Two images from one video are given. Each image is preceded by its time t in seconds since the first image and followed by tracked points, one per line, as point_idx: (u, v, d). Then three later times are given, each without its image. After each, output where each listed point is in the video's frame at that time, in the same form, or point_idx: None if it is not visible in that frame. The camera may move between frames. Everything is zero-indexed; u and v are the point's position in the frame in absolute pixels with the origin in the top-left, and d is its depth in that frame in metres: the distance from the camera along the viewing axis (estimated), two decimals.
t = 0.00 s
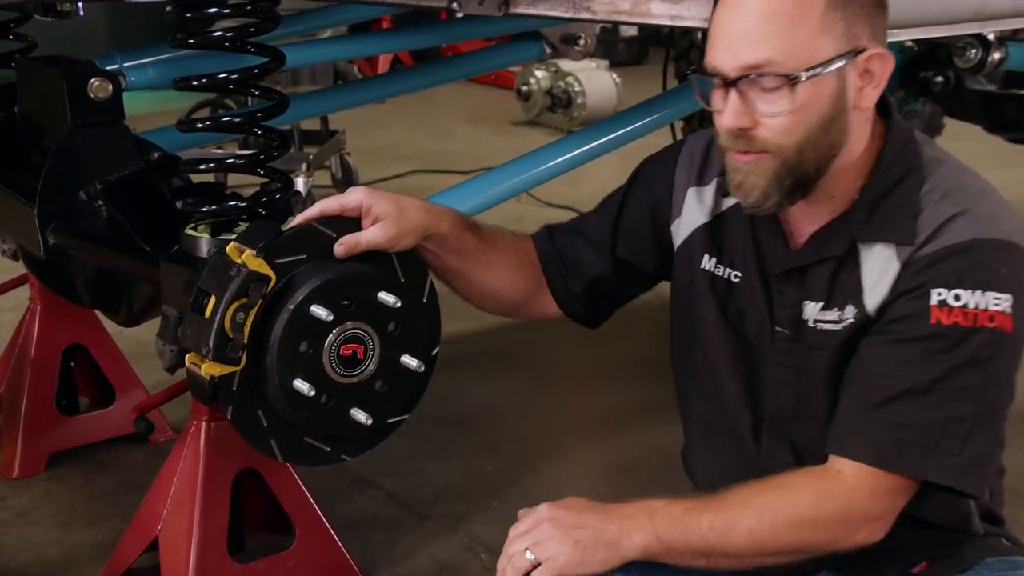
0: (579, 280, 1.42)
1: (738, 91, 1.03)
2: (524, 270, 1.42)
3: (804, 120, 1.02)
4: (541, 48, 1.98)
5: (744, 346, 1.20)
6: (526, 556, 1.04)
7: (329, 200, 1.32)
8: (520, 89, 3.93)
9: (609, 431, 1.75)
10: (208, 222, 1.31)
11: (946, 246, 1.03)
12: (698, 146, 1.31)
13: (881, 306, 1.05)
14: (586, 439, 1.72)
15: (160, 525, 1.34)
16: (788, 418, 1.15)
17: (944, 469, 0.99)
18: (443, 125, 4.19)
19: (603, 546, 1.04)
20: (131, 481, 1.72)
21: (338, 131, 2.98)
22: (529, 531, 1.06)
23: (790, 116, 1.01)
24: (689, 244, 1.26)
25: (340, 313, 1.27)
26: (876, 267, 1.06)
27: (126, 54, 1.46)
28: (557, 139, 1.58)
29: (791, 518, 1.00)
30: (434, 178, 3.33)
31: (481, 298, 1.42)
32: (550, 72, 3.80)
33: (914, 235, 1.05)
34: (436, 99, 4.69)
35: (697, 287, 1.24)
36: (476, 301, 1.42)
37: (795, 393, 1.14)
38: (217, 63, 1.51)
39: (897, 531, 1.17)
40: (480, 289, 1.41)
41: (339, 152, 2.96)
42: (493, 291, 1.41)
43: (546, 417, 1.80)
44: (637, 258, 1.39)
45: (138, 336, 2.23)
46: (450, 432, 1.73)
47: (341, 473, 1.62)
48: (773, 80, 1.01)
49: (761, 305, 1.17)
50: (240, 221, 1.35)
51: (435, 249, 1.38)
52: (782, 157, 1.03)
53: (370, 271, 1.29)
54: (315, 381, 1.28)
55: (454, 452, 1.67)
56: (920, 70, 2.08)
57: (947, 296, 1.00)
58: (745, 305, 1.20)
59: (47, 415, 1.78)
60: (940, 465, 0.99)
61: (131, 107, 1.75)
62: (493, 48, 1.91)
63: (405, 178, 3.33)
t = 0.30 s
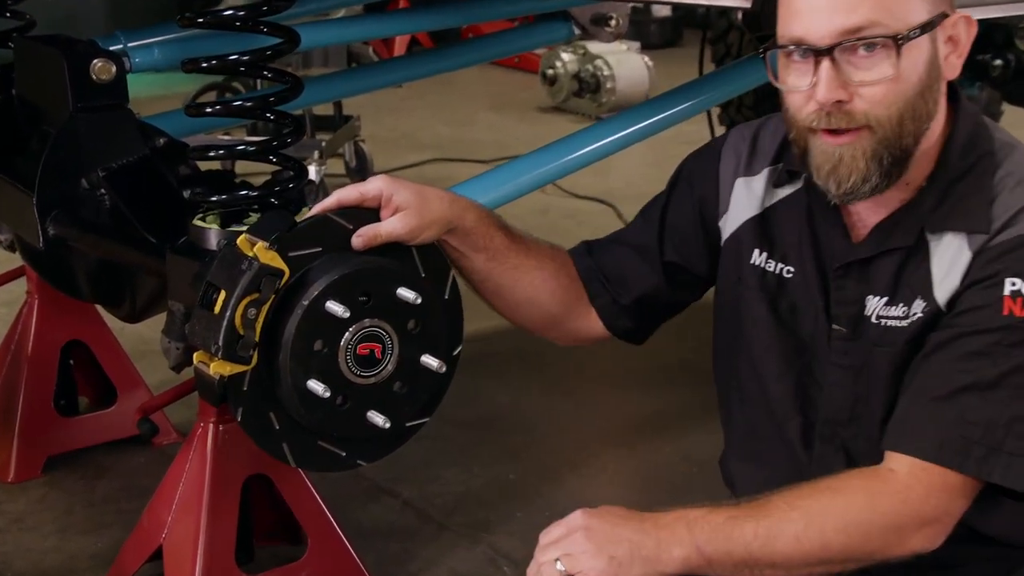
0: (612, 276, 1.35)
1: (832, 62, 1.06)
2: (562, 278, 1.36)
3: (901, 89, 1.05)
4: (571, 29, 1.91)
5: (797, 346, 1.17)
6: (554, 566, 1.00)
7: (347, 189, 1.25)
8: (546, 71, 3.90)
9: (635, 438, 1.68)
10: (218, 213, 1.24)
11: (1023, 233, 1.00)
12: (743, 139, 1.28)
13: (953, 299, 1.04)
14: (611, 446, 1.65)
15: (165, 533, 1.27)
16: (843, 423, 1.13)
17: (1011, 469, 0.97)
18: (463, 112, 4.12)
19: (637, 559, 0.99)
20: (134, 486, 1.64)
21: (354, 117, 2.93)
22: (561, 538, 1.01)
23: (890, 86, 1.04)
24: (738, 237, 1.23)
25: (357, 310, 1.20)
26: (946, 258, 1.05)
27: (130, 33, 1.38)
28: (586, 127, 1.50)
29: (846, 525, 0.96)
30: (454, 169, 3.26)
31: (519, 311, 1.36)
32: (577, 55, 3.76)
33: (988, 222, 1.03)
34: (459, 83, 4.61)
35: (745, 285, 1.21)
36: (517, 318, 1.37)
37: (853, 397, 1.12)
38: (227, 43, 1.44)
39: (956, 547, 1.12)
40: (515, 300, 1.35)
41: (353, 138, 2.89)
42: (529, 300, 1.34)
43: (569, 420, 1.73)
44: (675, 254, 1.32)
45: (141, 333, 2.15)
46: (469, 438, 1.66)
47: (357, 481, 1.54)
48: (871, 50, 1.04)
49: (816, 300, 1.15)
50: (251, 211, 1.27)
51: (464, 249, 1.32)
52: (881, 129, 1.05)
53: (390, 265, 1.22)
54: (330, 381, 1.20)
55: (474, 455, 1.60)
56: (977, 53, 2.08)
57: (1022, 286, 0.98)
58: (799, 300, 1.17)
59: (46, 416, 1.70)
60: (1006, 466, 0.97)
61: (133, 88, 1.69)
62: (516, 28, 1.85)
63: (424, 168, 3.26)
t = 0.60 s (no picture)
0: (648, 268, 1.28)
1: (887, 39, 1.00)
2: (598, 263, 1.29)
3: (964, 66, 0.99)
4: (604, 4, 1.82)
5: (850, 340, 1.12)
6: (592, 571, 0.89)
7: (369, 173, 1.17)
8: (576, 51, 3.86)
9: (664, 441, 1.61)
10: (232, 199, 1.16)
11: None
12: (798, 118, 1.21)
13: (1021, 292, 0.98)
14: (639, 450, 1.59)
15: (173, 536, 1.20)
16: (898, 421, 1.07)
17: None
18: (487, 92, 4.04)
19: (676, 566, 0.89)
20: (139, 487, 1.57)
21: (372, 97, 2.86)
22: (601, 542, 0.91)
23: (952, 63, 0.98)
24: (791, 223, 1.16)
25: (379, 302, 1.13)
26: (1014, 250, 1.00)
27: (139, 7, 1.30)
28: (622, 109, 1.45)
29: (903, 532, 0.90)
30: (482, 154, 3.19)
31: (553, 300, 1.29)
32: (610, 33, 3.74)
33: None
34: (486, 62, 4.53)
35: (796, 272, 1.15)
36: (551, 308, 1.30)
37: (909, 394, 1.06)
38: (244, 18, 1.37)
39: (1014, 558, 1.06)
40: (548, 288, 1.28)
41: (370, 120, 2.82)
42: (563, 287, 1.27)
43: (595, 421, 1.66)
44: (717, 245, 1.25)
45: (149, 326, 2.08)
46: (491, 441, 1.59)
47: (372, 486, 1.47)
48: (930, 26, 0.98)
49: (872, 291, 1.10)
50: (267, 196, 1.20)
51: (493, 236, 1.25)
52: (944, 113, 1.00)
53: (414, 256, 1.15)
54: (351, 378, 1.13)
55: (497, 458, 1.54)
56: None
57: None
58: (855, 291, 1.11)
59: (47, 414, 1.63)
60: None
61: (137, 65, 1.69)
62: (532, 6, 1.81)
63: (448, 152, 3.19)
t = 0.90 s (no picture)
0: (684, 268, 1.22)
1: (940, 20, 0.94)
2: (633, 257, 1.23)
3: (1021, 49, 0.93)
4: None
5: (902, 338, 1.05)
6: None
7: (390, 160, 1.10)
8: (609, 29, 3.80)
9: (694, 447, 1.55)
10: (245, 186, 1.11)
11: None
12: (846, 103, 1.14)
13: None
14: (666, 457, 1.53)
15: (181, 544, 1.14)
16: (955, 426, 1.01)
17: None
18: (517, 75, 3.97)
19: None
20: (145, 491, 1.51)
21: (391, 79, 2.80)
22: (642, 553, 0.87)
23: (1009, 45, 0.92)
24: (838, 215, 1.10)
25: (401, 297, 1.06)
26: None
27: None
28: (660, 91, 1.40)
29: (963, 541, 0.85)
30: (511, 139, 3.13)
31: (586, 295, 1.23)
32: (643, 11, 3.65)
33: None
34: (512, 43, 4.44)
35: (844, 267, 1.09)
36: (584, 303, 1.24)
37: (966, 396, 1.00)
38: None
39: None
40: (581, 283, 1.22)
41: (390, 100, 2.76)
42: (597, 282, 1.22)
43: (621, 426, 1.60)
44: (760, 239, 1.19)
45: (156, 322, 2.01)
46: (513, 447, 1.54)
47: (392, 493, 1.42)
48: (987, 5, 0.92)
49: (926, 288, 1.03)
50: (282, 184, 1.13)
51: (523, 227, 1.18)
52: (996, 95, 0.94)
53: (439, 247, 1.08)
54: (371, 377, 1.07)
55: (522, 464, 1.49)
56: None
57: None
58: (907, 287, 1.05)
59: (49, 414, 1.56)
60: None
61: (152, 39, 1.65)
62: None
63: (472, 138, 3.13)
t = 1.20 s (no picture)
0: (719, 240, 1.15)
1: (942, 30, 0.87)
2: (666, 234, 1.17)
3: None
4: None
5: (958, 327, 0.99)
6: None
7: (413, 145, 1.04)
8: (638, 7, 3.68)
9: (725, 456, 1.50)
10: (260, 172, 1.04)
11: None
12: (910, 73, 1.07)
13: None
14: (693, 470, 1.48)
15: (190, 552, 1.07)
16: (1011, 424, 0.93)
17: None
18: (544, 58, 3.92)
19: None
20: (151, 496, 1.45)
21: (412, 60, 2.73)
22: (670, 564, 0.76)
23: (1008, 64, 0.85)
24: (894, 191, 1.04)
25: (426, 291, 1.00)
26: None
27: None
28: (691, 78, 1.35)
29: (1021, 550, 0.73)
30: (540, 124, 3.07)
31: (617, 273, 1.18)
32: None
33: None
34: (538, 26, 4.38)
35: (899, 249, 1.03)
36: (616, 281, 1.18)
37: None
38: None
39: None
40: (614, 264, 1.17)
41: (410, 84, 2.70)
42: (629, 263, 1.16)
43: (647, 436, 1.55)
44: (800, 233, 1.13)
45: (164, 316, 1.95)
46: (537, 458, 1.49)
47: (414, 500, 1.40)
48: (986, 22, 0.84)
49: (985, 273, 0.97)
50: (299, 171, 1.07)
51: (552, 211, 1.13)
52: (1002, 112, 0.87)
53: (466, 238, 1.01)
54: (393, 376, 1.00)
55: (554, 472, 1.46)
56: None
57: None
58: (965, 272, 0.99)
59: (50, 413, 1.50)
60: None
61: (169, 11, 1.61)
62: None
63: (496, 124, 3.07)
